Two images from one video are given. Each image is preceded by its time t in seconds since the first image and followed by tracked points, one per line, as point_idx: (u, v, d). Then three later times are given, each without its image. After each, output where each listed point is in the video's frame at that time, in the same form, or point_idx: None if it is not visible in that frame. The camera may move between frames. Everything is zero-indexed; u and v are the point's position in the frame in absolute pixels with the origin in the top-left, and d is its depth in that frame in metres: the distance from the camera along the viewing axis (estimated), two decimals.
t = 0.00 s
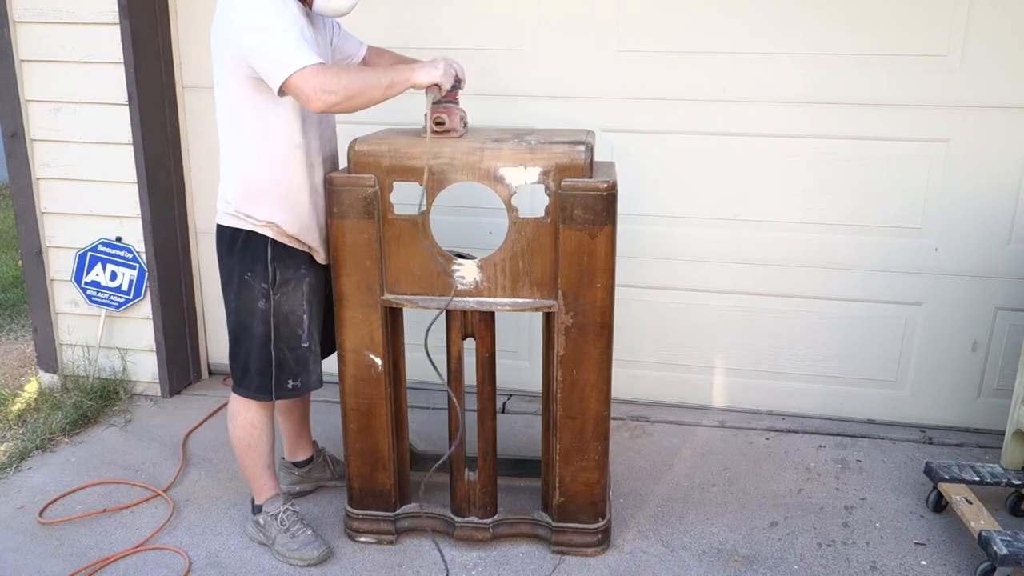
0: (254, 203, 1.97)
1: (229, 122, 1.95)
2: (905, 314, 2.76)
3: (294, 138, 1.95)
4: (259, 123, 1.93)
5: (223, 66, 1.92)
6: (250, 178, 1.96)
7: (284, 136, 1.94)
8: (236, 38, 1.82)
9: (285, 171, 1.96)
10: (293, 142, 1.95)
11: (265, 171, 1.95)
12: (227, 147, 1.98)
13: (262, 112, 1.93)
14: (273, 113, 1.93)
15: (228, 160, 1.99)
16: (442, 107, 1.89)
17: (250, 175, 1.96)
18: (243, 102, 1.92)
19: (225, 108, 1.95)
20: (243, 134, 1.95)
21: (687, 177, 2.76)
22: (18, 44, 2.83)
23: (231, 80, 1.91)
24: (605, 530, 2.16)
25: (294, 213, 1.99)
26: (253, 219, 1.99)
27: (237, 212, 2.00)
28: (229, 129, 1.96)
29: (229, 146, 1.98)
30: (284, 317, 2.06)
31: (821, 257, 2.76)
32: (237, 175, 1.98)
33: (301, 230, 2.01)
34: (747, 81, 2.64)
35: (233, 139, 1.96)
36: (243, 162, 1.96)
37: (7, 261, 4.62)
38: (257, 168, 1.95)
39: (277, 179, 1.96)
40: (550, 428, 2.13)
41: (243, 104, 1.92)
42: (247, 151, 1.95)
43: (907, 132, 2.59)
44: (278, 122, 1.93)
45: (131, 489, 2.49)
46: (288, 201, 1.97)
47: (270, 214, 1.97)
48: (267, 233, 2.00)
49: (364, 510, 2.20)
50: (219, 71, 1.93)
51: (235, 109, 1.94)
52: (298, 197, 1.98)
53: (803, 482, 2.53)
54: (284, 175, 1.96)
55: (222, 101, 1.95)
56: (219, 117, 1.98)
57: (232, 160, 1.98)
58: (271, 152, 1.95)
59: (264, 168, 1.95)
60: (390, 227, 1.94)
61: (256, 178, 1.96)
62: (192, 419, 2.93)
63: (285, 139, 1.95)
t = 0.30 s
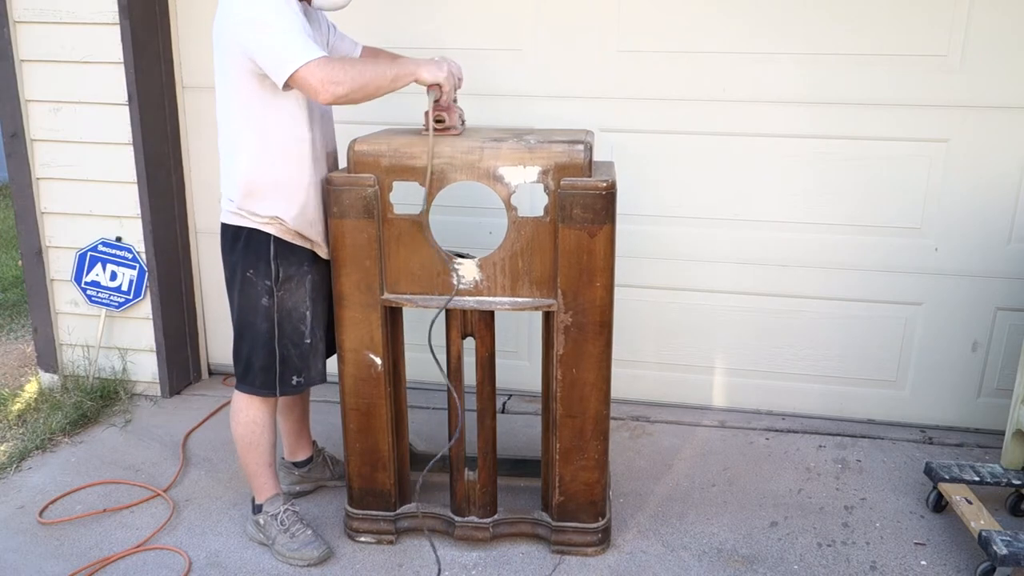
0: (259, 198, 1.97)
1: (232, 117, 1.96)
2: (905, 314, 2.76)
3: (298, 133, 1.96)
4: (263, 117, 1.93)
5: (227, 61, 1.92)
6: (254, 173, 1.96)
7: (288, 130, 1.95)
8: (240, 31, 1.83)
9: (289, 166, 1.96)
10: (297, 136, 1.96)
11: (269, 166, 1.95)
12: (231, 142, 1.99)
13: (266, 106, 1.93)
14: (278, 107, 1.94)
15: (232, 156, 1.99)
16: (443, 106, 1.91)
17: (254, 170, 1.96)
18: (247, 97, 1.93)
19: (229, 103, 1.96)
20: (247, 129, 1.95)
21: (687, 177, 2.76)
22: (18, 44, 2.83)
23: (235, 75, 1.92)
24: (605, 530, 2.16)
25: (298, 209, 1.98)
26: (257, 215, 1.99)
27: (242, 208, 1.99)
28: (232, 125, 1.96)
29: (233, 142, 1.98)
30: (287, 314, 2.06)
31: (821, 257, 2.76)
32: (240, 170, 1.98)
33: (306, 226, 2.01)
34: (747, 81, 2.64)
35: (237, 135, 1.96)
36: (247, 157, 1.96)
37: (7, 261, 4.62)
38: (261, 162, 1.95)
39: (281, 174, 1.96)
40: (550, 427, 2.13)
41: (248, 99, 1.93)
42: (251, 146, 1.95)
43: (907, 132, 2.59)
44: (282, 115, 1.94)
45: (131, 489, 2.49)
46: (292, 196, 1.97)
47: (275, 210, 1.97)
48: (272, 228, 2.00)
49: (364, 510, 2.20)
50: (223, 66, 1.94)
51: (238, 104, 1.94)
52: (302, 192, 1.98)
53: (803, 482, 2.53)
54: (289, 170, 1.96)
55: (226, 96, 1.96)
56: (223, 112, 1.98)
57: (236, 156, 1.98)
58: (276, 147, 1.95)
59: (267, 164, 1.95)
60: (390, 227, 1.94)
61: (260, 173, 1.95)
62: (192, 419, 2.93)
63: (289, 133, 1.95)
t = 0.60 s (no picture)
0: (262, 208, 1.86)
1: (232, 121, 1.85)
2: (905, 314, 2.76)
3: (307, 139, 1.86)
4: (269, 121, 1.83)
5: (227, 60, 1.81)
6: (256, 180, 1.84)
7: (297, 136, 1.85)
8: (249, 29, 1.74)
9: (295, 174, 1.86)
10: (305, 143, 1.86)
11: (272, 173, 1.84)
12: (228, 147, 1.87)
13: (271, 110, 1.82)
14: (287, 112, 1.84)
15: (229, 163, 1.88)
16: (467, 111, 1.85)
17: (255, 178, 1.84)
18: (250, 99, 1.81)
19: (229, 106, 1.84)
20: (249, 134, 1.83)
21: (688, 177, 2.76)
22: (18, 43, 2.83)
23: (237, 76, 1.81)
24: (605, 530, 2.16)
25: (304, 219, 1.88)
26: (256, 225, 1.86)
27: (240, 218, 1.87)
28: (232, 129, 1.85)
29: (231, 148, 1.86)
30: (296, 332, 1.95)
31: (821, 257, 2.76)
32: (240, 178, 1.86)
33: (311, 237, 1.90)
34: (747, 81, 2.64)
35: (235, 140, 1.85)
36: (249, 162, 1.84)
37: (7, 261, 4.62)
38: (264, 169, 1.84)
39: (286, 181, 1.85)
40: (550, 428, 2.13)
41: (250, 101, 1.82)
42: (253, 151, 1.84)
43: (907, 132, 2.59)
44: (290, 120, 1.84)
45: (131, 490, 2.49)
46: (299, 204, 1.87)
47: (279, 218, 1.86)
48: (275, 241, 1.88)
49: (364, 510, 2.20)
50: (221, 67, 1.83)
51: (240, 106, 1.83)
52: (306, 200, 1.88)
53: (803, 482, 2.53)
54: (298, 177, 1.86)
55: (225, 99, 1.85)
56: (220, 116, 1.87)
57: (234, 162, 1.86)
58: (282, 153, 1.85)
59: (272, 171, 1.84)
60: (390, 227, 1.94)
61: (262, 181, 1.84)
62: (192, 419, 2.93)
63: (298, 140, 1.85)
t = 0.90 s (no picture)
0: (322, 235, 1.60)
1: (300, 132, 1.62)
2: (905, 314, 2.76)
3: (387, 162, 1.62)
4: (339, 132, 1.59)
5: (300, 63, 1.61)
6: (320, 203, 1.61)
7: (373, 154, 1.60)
8: (335, 32, 1.56)
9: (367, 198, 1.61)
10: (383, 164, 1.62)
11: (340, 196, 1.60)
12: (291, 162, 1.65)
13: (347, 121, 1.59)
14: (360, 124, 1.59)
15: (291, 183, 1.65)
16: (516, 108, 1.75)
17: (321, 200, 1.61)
18: (323, 106, 1.59)
19: (298, 115, 1.62)
20: (316, 146, 1.61)
21: (688, 177, 2.76)
22: (18, 43, 2.83)
23: (312, 80, 1.59)
24: (605, 530, 2.17)
25: (375, 250, 1.64)
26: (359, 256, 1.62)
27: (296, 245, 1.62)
28: (340, 144, 1.59)
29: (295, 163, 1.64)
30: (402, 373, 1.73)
31: (821, 257, 2.76)
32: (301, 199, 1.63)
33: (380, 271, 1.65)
34: (747, 81, 2.64)
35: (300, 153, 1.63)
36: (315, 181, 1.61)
37: (7, 261, 4.62)
38: (331, 189, 1.61)
39: (355, 206, 1.60)
40: (550, 428, 2.13)
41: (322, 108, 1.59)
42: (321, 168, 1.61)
43: (907, 132, 2.59)
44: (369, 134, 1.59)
45: (131, 490, 2.49)
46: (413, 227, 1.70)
47: (389, 247, 1.65)
48: (336, 273, 1.62)
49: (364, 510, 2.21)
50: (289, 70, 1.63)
51: (340, 106, 1.58)
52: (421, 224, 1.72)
53: (804, 482, 2.53)
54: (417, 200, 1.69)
55: (292, 107, 1.64)
56: (286, 127, 1.66)
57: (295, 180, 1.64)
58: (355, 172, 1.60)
59: (394, 191, 1.64)
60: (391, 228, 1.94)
61: (327, 204, 1.61)
62: (192, 419, 2.93)
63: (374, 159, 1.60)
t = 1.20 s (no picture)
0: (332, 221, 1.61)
1: (304, 123, 1.64)
2: (905, 314, 2.76)
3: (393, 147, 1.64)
4: (345, 120, 1.61)
5: (304, 55, 1.65)
6: (328, 190, 1.62)
7: (379, 139, 1.62)
8: (345, 19, 1.62)
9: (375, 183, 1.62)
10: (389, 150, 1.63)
11: (348, 181, 1.61)
12: (296, 154, 1.66)
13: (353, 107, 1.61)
14: (365, 110, 1.61)
15: (299, 168, 1.65)
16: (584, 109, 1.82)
17: (329, 186, 1.62)
18: (328, 93, 1.62)
19: (302, 106, 1.65)
20: (325, 133, 1.62)
21: (688, 177, 2.76)
22: (18, 43, 2.83)
23: (317, 71, 1.63)
24: (605, 530, 2.17)
25: (384, 236, 1.64)
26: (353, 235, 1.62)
27: (305, 233, 1.63)
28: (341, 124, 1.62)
29: (300, 153, 1.65)
30: (413, 363, 1.74)
31: (821, 257, 2.76)
32: (308, 188, 1.63)
33: (390, 257, 1.65)
34: (747, 81, 2.64)
35: (305, 144, 1.64)
36: (322, 169, 1.62)
37: (7, 261, 4.62)
38: (339, 176, 1.62)
39: (363, 192, 1.62)
40: (550, 428, 2.13)
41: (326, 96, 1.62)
42: (327, 155, 1.62)
43: (907, 132, 2.59)
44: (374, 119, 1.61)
45: (131, 490, 2.49)
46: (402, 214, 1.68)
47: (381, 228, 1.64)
48: (347, 260, 1.63)
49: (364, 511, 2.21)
50: (293, 64, 1.67)
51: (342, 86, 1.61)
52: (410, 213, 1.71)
53: (804, 482, 2.53)
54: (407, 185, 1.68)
55: (297, 98, 1.66)
56: (290, 119, 1.68)
57: (302, 170, 1.65)
58: (362, 158, 1.61)
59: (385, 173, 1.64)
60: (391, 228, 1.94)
61: (335, 190, 1.62)
62: (192, 419, 2.93)
63: (380, 144, 1.62)
